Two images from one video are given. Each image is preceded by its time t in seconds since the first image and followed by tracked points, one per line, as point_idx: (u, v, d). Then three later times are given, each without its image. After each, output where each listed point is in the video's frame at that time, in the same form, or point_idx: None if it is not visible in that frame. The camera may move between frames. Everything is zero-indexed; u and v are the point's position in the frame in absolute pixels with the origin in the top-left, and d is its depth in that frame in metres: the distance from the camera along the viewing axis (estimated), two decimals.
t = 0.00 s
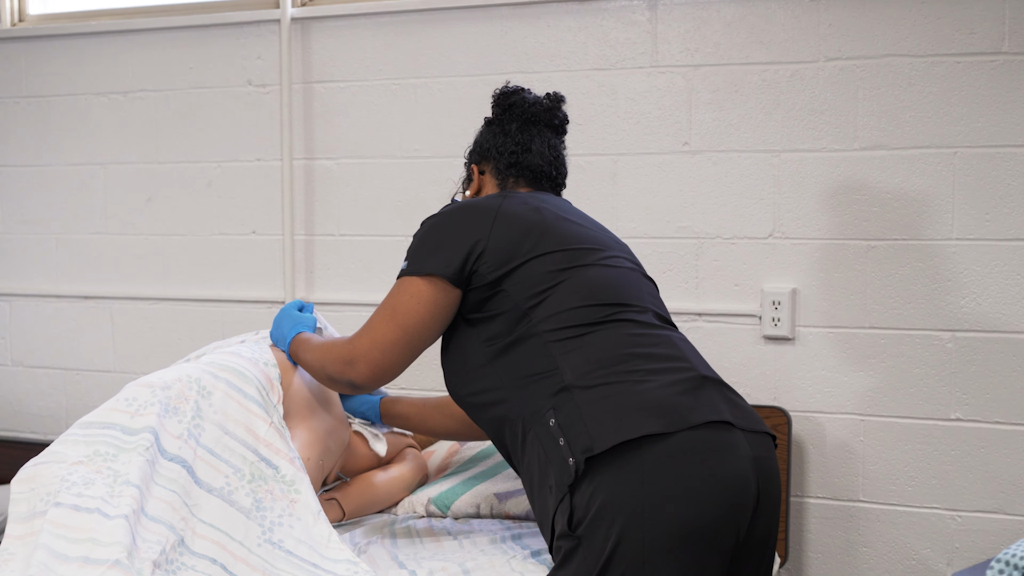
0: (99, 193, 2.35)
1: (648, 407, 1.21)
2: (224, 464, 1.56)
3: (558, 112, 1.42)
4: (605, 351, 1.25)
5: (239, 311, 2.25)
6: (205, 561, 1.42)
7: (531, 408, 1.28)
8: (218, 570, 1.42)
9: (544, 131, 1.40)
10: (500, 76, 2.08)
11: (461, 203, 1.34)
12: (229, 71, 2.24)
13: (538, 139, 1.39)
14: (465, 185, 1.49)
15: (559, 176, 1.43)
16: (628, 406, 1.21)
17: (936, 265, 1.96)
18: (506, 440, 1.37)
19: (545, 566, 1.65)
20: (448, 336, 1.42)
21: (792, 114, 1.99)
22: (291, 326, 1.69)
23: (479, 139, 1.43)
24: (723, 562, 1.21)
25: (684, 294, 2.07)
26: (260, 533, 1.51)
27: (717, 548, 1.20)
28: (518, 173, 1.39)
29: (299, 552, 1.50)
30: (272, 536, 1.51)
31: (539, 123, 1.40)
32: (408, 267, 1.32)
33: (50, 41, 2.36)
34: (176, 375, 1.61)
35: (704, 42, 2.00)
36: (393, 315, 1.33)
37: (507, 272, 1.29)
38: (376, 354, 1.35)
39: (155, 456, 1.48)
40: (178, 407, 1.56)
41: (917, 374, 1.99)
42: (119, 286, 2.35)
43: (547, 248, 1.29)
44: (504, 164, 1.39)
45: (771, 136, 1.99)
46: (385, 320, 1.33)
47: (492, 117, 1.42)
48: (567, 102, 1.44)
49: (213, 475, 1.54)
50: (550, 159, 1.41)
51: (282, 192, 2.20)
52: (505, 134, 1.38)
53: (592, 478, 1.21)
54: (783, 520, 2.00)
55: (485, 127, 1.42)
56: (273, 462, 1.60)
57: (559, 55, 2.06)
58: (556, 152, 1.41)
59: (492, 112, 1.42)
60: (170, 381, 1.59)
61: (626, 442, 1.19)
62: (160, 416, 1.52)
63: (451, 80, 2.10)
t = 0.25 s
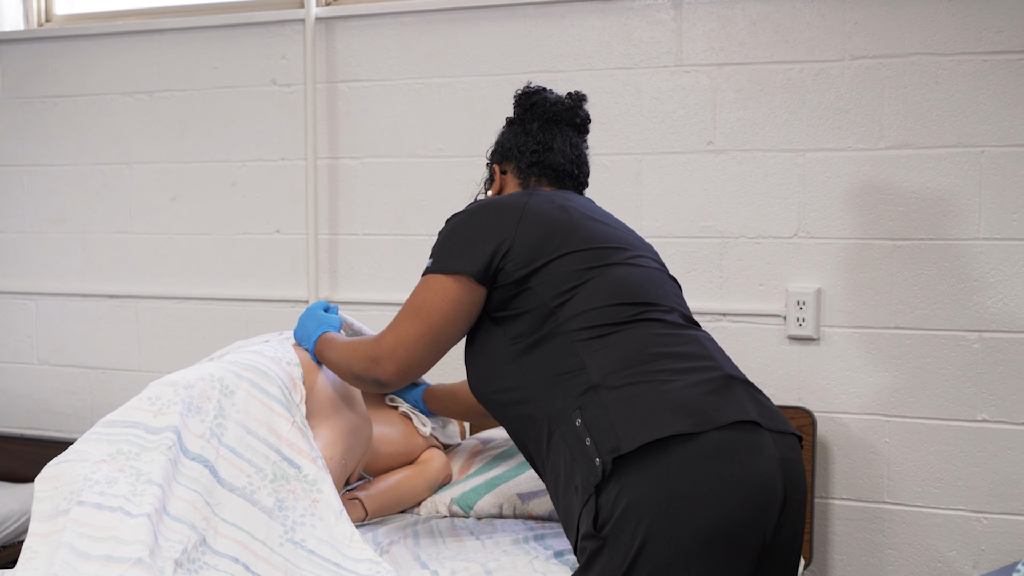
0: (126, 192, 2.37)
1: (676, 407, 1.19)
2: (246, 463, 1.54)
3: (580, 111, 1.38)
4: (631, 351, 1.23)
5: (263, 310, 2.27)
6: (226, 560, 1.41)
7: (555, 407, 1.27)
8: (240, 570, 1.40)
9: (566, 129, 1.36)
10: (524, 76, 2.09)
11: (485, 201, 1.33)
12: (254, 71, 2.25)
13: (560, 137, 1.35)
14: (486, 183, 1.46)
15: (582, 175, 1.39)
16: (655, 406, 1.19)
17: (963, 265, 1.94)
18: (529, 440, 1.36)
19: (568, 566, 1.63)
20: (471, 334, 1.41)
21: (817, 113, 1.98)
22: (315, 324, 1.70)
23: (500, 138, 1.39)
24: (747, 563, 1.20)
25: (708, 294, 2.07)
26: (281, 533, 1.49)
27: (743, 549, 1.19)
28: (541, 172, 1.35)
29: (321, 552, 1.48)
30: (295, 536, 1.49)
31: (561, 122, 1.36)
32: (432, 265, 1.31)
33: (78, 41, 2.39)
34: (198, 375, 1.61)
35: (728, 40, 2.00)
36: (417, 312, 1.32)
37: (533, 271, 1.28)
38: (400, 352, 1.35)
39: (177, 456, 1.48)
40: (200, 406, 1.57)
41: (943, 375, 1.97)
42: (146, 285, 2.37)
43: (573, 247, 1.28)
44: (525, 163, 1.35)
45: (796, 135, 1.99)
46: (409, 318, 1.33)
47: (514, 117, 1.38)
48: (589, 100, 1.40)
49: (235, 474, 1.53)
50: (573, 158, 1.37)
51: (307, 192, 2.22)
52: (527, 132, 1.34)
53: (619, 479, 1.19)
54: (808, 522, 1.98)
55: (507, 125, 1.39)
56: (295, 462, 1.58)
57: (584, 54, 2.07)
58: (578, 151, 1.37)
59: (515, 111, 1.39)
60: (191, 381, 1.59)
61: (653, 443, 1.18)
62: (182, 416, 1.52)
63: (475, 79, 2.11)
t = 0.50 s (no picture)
0: (147, 191, 2.39)
1: (697, 406, 1.14)
2: (264, 463, 1.53)
3: (604, 106, 1.34)
4: (654, 348, 1.18)
5: (283, 309, 2.27)
6: (245, 559, 1.39)
7: (575, 406, 1.22)
8: (259, 568, 1.39)
9: (590, 125, 1.32)
10: (544, 75, 2.09)
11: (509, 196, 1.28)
12: (275, 70, 2.26)
13: (585, 133, 1.31)
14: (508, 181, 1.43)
15: (607, 172, 1.36)
16: (675, 405, 1.14)
17: (985, 265, 1.92)
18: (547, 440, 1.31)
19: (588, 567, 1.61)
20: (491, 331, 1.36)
21: (838, 112, 1.97)
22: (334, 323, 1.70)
23: (523, 134, 1.36)
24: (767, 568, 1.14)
25: (728, 294, 2.07)
26: (300, 532, 1.47)
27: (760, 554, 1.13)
28: (566, 170, 1.32)
29: (340, 551, 1.46)
30: (313, 535, 1.48)
31: (584, 117, 1.32)
32: (455, 260, 1.26)
33: (99, 42, 2.40)
34: (217, 374, 1.59)
35: (749, 39, 2.00)
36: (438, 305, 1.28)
37: (556, 267, 1.23)
38: (420, 347, 1.31)
39: (195, 454, 1.46)
40: (219, 405, 1.55)
41: (965, 376, 1.95)
42: (166, 285, 2.39)
43: (598, 243, 1.23)
44: (550, 161, 1.32)
45: (817, 133, 1.98)
46: (431, 310, 1.29)
47: (537, 113, 1.35)
48: (612, 95, 1.36)
49: (254, 473, 1.51)
50: (598, 155, 1.33)
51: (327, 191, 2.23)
52: (551, 129, 1.31)
53: (637, 477, 1.14)
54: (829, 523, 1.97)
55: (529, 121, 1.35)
56: (314, 461, 1.57)
57: (604, 53, 2.07)
58: (603, 147, 1.33)
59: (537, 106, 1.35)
60: (210, 379, 1.58)
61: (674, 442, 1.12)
62: (200, 415, 1.51)
63: (495, 78, 2.12)
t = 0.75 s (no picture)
0: (167, 192, 2.40)
1: (721, 409, 1.12)
2: (284, 463, 1.51)
3: (624, 103, 1.33)
4: (677, 351, 1.15)
5: (303, 309, 2.28)
6: (265, 559, 1.37)
7: (597, 408, 1.20)
8: (278, 569, 1.37)
9: (611, 123, 1.31)
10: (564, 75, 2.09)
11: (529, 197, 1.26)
12: (294, 71, 2.27)
13: (607, 132, 1.30)
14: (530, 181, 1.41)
15: (628, 170, 1.34)
16: (699, 407, 1.12)
17: (1009, 265, 1.90)
18: (569, 442, 1.29)
19: (609, 568, 1.60)
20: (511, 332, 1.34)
21: (860, 111, 1.96)
22: (352, 322, 1.67)
23: (543, 133, 1.34)
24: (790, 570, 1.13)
25: (748, 294, 2.06)
26: (319, 532, 1.45)
27: (783, 557, 1.12)
28: (587, 168, 1.30)
29: (359, 551, 1.44)
30: (333, 535, 1.46)
31: (605, 115, 1.31)
32: (476, 260, 1.24)
33: (120, 43, 2.41)
34: (237, 374, 1.58)
35: (769, 38, 1.99)
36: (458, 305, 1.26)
37: (578, 269, 1.21)
38: (439, 345, 1.29)
39: (215, 455, 1.44)
40: (239, 405, 1.53)
41: (988, 376, 1.93)
42: (185, 285, 2.39)
43: (620, 244, 1.21)
44: (571, 159, 1.30)
45: (838, 132, 1.97)
46: (450, 310, 1.27)
47: (557, 111, 1.34)
48: (632, 92, 1.35)
49: (274, 474, 1.50)
50: (619, 153, 1.31)
51: (346, 191, 2.23)
52: (572, 127, 1.30)
53: (662, 480, 1.13)
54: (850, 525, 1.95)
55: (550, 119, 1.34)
56: (333, 462, 1.55)
57: (624, 53, 2.07)
58: (624, 144, 1.32)
59: (558, 104, 1.34)
60: (230, 380, 1.56)
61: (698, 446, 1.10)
62: (221, 415, 1.49)
63: (515, 78, 2.12)
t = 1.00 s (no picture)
0: (177, 193, 2.40)
1: (737, 408, 1.12)
2: (293, 463, 1.51)
3: (639, 106, 1.33)
4: (694, 350, 1.15)
5: (312, 310, 2.28)
6: (273, 560, 1.37)
7: (614, 406, 1.20)
8: (286, 569, 1.36)
9: (626, 126, 1.31)
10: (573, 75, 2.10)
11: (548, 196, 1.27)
12: (304, 71, 2.27)
13: (623, 135, 1.30)
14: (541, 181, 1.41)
15: (642, 173, 1.34)
16: (715, 406, 1.12)
17: (1020, 265, 1.89)
18: (584, 441, 1.29)
19: (618, 569, 1.59)
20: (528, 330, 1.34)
21: (870, 111, 1.95)
22: (362, 322, 1.68)
23: (557, 135, 1.34)
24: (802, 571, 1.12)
25: (758, 295, 2.06)
26: (328, 533, 1.45)
27: (797, 558, 1.11)
28: (602, 171, 1.30)
29: (367, 552, 1.43)
30: (341, 536, 1.45)
31: (620, 118, 1.31)
32: (494, 257, 1.25)
33: (131, 44, 2.42)
34: (247, 375, 1.58)
35: (780, 38, 1.99)
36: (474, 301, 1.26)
37: (596, 267, 1.21)
38: (454, 342, 1.29)
39: (224, 455, 1.44)
40: (248, 406, 1.53)
41: (999, 377, 1.92)
42: (195, 285, 2.40)
43: (638, 243, 1.21)
44: (586, 162, 1.30)
45: (848, 132, 1.97)
46: (466, 307, 1.27)
47: (570, 114, 1.33)
48: (646, 96, 1.35)
49: (283, 474, 1.49)
50: (634, 156, 1.31)
51: (355, 192, 2.23)
52: (588, 130, 1.29)
53: (677, 478, 1.12)
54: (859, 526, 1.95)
55: (564, 121, 1.33)
56: (342, 462, 1.54)
57: (634, 53, 2.07)
58: (638, 148, 1.32)
59: (572, 106, 1.33)
60: (239, 380, 1.56)
61: (716, 445, 1.10)
62: (230, 415, 1.49)
63: (525, 78, 2.12)
